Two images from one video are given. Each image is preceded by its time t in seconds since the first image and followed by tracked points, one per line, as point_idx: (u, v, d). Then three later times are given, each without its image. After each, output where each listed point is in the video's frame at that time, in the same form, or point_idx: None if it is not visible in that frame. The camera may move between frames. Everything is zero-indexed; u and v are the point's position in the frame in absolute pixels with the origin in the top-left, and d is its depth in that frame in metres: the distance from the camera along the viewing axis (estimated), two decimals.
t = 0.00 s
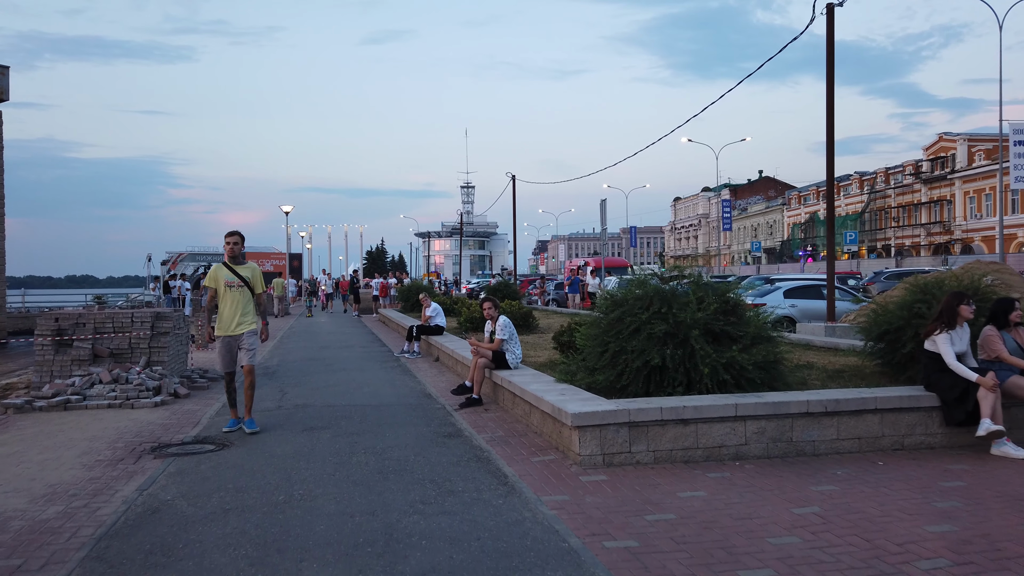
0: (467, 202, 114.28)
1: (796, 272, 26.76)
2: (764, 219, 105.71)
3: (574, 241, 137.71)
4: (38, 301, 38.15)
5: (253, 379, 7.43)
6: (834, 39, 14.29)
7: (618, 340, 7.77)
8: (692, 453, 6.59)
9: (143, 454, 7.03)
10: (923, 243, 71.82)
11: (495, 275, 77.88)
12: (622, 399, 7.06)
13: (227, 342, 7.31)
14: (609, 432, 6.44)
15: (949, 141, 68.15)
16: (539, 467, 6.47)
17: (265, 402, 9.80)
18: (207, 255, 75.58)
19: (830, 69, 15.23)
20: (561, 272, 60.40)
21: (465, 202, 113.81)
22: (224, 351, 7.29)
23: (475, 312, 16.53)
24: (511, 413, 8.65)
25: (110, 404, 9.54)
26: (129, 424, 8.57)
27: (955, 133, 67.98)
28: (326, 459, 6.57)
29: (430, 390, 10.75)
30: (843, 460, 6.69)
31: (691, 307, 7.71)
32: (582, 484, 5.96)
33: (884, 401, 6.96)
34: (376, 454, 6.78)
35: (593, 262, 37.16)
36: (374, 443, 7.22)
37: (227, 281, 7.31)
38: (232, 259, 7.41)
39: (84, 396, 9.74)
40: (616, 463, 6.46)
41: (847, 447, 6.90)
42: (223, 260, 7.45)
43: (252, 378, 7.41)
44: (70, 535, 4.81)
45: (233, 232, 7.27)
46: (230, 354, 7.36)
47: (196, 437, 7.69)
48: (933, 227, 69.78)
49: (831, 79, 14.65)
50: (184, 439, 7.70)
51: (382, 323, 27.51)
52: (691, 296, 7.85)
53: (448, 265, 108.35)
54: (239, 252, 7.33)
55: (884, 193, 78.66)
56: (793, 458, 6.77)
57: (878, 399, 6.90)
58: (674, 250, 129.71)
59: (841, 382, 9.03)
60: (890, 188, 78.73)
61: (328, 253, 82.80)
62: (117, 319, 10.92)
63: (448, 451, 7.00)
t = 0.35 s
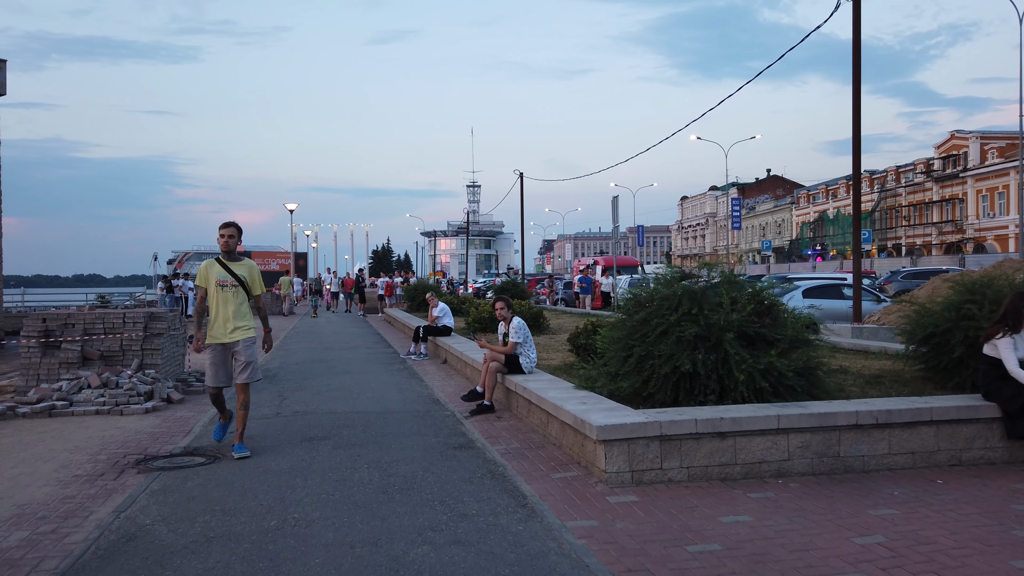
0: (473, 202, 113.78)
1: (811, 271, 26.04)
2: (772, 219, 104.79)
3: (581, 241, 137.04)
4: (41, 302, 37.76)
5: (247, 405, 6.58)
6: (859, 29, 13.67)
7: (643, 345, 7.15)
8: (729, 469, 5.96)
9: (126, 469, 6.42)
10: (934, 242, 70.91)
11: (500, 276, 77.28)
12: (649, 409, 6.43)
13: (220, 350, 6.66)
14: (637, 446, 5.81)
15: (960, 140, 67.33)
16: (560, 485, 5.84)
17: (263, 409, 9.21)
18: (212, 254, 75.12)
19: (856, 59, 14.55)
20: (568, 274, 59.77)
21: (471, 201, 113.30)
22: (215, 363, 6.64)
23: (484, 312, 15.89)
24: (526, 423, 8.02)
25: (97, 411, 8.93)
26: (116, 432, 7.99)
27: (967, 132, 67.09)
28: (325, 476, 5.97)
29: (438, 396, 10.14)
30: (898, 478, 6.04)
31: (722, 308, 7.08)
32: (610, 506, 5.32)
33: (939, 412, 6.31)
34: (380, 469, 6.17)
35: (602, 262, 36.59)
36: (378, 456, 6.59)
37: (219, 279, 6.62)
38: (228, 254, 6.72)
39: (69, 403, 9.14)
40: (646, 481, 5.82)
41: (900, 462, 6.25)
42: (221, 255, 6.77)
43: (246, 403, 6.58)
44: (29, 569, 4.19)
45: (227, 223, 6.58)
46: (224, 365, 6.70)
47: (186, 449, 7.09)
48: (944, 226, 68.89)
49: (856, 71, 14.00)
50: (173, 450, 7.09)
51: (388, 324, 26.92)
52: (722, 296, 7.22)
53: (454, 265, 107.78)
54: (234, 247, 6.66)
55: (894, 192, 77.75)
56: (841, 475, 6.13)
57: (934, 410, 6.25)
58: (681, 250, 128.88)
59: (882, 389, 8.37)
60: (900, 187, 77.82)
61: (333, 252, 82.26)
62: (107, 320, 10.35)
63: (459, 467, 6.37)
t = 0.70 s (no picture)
0: (482, 202, 113.30)
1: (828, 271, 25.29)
2: (783, 219, 103.76)
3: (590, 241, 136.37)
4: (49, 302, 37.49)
5: (199, 454, 5.41)
6: (889, 16, 12.99)
7: (672, 355, 6.53)
8: (772, 495, 5.34)
9: (107, 491, 5.86)
10: (948, 242, 69.85)
11: (509, 275, 76.72)
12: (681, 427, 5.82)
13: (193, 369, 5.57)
14: (669, 470, 5.20)
15: (976, 139, 66.25)
16: (584, 513, 5.25)
17: (261, 420, 8.64)
18: (221, 253, 74.79)
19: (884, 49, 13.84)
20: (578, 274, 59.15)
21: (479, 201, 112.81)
22: (191, 385, 5.51)
23: (495, 315, 15.29)
24: (543, 437, 7.42)
25: (85, 423, 8.36)
26: (102, 446, 7.43)
27: (982, 130, 65.99)
28: (322, 501, 5.39)
29: (447, 405, 9.55)
30: (961, 505, 5.41)
31: (760, 315, 6.44)
32: (642, 540, 4.71)
33: (1005, 431, 5.67)
34: (383, 492, 5.59)
35: (613, 261, 35.93)
36: (381, 477, 5.99)
37: (197, 288, 5.61)
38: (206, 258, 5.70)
39: (55, 414, 8.57)
40: (680, 509, 5.22)
41: (961, 487, 5.62)
42: (197, 259, 5.72)
43: (197, 453, 5.37)
44: None
45: (202, 220, 5.56)
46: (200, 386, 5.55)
47: (174, 467, 6.53)
48: (959, 226, 67.83)
49: (886, 61, 13.30)
50: (160, 469, 6.52)
51: (397, 325, 26.39)
52: (758, 301, 6.59)
53: (462, 266, 107.31)
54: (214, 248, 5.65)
55: (907, 191, 76.68)
56: (896, 502, 5.51)
57: (999, 429, 5.60)
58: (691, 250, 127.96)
59: (929, 401, 7.71)
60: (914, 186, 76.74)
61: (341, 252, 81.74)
62: (99, 324, 9.80)
63: (471, 489, 5.79)
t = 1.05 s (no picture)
0: (489, 202, 112.68)
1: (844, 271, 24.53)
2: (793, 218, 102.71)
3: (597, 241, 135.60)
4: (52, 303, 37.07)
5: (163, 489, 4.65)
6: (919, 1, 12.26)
7: (701, 367, 5.86)
8: (821, 530, 4.66)
9: (68, 521, 5.21)
10: (961, 242, 68.80)
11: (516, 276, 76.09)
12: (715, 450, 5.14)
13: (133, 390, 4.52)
14: (705, 502, 4.53)
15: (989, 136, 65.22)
16: (607, 550, 4.59)
17: (251, 433, 7.99)
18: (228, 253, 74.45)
19: (913, 38, 13.08)
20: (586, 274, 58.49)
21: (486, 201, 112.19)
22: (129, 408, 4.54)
23: (502, 317, 14.63)
24: (557, 455, 6.75)
25: (60, 436, 7.72)
26: (74, 464, 6.79)
27: (996, 128, 64.92)
28: (308, 534, 4.74)
29: (452, 416, 8.89)
30: None
31: (799, 321, 5.75)
32: None
33: None
34: (378, 523, 4.95)
35: (622, 260, 35.23)
36: (376, 505, 5.33)
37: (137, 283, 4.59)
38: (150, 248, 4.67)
39: (30, 426, 7.93)
40: (717, 547, 4.54)
41: None
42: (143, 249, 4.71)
43: (158, 487, 4.62)
44: None
45: (143, 200, 4.61)
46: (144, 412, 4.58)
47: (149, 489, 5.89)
48: (972, 225, 66.79)
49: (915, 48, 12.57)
50: (132, 492, 5.88)
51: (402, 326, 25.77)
52: (796, 306, 5.92)
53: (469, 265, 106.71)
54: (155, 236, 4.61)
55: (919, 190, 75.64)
56: (962, 535, 4.82)
57: None
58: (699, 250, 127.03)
59: (979, 414, 7.00)
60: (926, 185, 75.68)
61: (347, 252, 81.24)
62: (82, 330, 9.47)
63: (478, 518, 5.14)
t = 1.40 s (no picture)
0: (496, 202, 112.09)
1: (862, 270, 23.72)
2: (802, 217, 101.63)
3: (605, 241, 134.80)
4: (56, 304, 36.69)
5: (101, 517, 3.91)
6: None
7: (742, 375, 5.18)
8: (893, 567, 3.98)
9: (26, 550, 4.57)
10: (975, 240, 67.65)
11: (523, 276, 75.43)
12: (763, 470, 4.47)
13: (53, 427, 3.69)
14: (757, 536, 3.86)
15: (1004, 133, 64.09)
16: None
17: (243, 444, 7.36)
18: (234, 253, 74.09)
19: (945, 23, 12.33)
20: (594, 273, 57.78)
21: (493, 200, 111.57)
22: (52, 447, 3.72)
23: (512, 317, 13.96)
24: (577, 472, 6.08)
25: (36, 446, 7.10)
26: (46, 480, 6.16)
27: (1011, 125, 63.77)
28: (294, 569, 4.10)
29: (460, 425, 8.23)
30: None
31: (853, 322, 5.06)
32: None
33: None
34: (375, 554, 4.30)
35: (632, 259, 34.50)
36: (373, 532, 4.68)
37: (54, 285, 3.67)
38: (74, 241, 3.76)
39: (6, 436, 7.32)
40: None
41: None
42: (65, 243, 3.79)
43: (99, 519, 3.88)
44: None
45: (68, 177, 3.79)
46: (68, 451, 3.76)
47: (123, 510, 5.27)
48: (986, 224, 65.63)
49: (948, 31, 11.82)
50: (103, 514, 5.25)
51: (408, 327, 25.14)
52: (847, 306, 5.23)
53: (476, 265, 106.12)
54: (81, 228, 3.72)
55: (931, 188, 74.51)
56: None
57: None
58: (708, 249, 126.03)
59: None
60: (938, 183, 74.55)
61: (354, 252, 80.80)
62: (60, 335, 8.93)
63: (492, 548, 4.49)
